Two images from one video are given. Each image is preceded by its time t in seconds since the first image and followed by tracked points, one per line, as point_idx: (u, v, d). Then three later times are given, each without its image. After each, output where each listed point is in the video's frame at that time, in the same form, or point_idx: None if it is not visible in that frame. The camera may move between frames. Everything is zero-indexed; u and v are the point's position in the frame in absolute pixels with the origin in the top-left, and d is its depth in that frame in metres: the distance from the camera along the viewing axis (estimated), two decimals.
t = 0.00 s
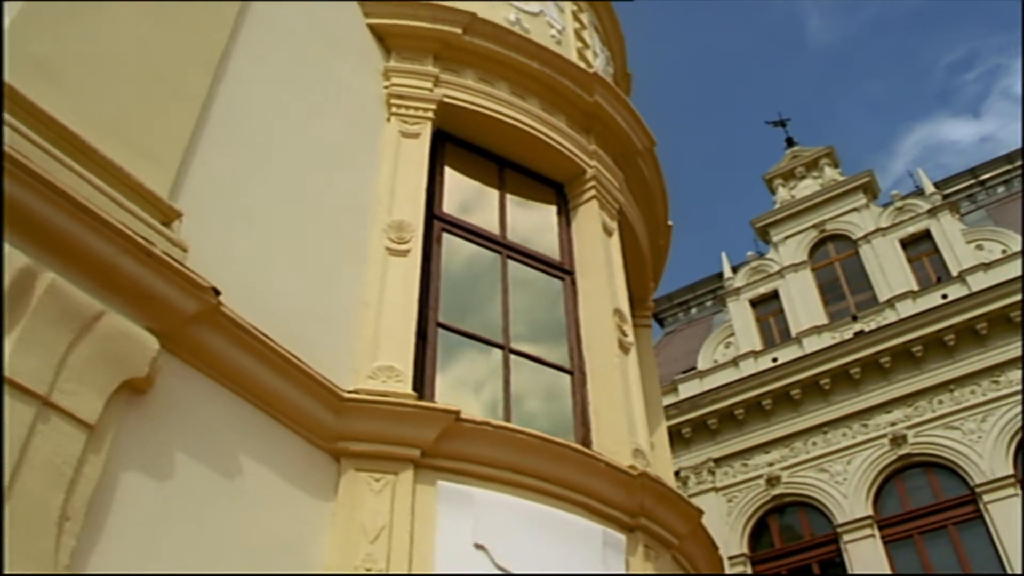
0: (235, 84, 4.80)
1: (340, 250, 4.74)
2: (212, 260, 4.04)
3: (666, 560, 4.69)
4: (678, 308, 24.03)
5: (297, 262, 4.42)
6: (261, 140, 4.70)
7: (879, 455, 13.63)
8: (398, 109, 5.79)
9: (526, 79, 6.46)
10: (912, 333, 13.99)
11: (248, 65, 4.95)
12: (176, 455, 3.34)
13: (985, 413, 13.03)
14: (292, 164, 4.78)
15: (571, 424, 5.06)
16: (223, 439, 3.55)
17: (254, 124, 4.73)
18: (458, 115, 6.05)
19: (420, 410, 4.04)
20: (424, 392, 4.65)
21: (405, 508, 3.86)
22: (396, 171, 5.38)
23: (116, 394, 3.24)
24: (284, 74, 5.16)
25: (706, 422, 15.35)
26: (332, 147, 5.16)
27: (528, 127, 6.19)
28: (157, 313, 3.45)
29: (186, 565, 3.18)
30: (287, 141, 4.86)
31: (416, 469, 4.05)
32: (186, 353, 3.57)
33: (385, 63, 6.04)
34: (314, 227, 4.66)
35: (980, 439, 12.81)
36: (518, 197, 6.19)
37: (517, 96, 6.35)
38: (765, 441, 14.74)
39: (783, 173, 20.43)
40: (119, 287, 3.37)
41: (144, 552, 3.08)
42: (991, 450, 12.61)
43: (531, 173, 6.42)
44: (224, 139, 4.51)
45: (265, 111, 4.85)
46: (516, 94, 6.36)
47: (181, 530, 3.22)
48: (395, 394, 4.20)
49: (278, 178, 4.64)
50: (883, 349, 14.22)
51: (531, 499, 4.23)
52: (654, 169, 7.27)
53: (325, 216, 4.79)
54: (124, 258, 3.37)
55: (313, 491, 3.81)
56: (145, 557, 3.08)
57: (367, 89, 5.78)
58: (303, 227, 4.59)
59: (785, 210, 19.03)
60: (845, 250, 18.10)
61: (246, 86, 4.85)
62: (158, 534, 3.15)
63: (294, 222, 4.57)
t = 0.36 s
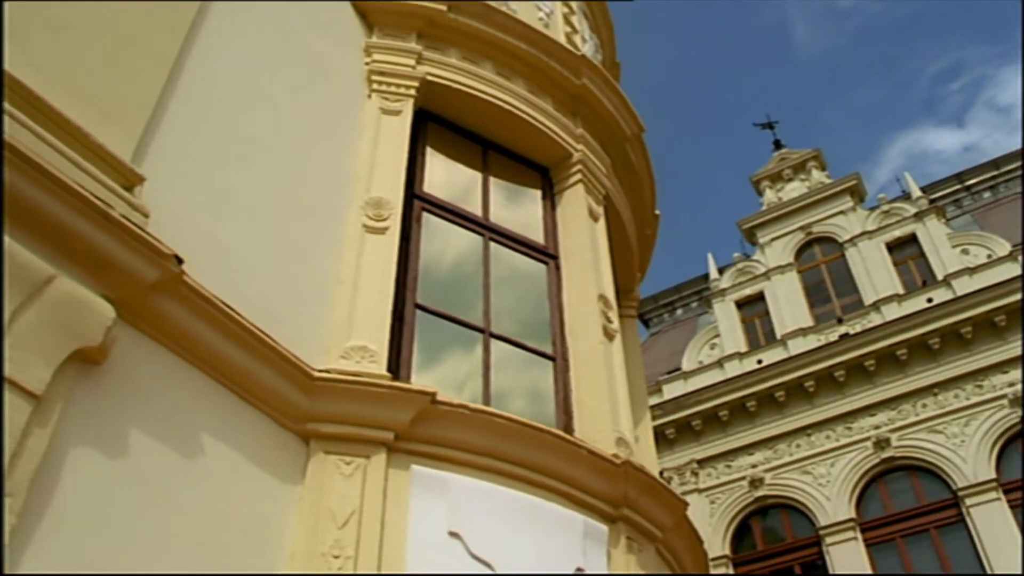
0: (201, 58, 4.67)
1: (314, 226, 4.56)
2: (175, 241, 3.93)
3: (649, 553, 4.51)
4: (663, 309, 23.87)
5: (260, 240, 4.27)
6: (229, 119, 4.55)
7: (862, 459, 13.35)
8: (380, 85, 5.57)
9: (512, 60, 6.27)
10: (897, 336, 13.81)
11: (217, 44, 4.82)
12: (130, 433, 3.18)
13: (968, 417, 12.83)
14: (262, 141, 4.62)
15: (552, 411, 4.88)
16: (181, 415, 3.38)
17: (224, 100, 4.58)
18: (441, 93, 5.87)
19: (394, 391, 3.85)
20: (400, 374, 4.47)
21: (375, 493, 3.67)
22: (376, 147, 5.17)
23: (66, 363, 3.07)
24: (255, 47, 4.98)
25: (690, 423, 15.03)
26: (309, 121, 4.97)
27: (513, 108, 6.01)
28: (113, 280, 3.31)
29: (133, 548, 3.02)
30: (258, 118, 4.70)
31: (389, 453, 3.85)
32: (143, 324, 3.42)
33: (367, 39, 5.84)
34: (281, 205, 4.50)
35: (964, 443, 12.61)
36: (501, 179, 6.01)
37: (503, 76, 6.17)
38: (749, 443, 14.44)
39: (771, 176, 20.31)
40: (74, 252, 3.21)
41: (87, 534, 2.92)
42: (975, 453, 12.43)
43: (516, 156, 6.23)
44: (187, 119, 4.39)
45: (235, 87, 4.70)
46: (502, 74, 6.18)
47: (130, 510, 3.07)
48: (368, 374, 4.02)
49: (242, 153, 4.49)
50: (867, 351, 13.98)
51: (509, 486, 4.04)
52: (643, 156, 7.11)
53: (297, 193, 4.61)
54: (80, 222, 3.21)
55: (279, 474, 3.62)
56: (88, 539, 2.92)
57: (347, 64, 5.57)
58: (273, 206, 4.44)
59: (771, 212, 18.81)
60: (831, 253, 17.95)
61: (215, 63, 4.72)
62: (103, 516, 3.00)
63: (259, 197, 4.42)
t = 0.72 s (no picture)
0: (169, 25, 4.50)
1: (286, 199, 4.37)
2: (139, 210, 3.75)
3: (633, 544, 4.31)
4: (648, 308, 23.74)
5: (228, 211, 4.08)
6: (198, 87, 4.37)
7: (846, 460, 13.22)
8: (359, 57, 5.37)
9: (497, 37, 6.09)
10: (881, 339, 13.67)
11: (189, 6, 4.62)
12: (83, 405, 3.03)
13: (952, 420, 12.71)
14: (234, 112, 4.44)
15: (533, 395, 4.70)
16: (133, 387, 3.22)
17: (192, 68, 4.41)
18: (422, 69, 5.68)
19: (365, 367, 3.67)
20: (374, 353, 4.28)
21: (344, 474, 3.48)
22: (355, 120, 4.97)
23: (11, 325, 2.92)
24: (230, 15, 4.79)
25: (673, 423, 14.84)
26: (284, 92, 4.77)
27: (497, 86, 5.82)
28: (68, 242, 3.17)
29: (77, 529, 2.85)
30: (230, 87, 4.52)
31: (360, 433, 3.66)
32: (97, 288, 3.27)
33: (347, 11, 5.63)
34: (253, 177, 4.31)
35: (947, 446, 12.49)
36: (484, 159, 5.82)
37: (488, 54, 5.98)
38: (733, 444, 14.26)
39: (758, 176, 20.19)
40: (24, 208, 3.05)
41: (27, 509, 2.75)
42: (957, 457, 12.31)
43: (500, 136, 6.05)
44: (153, 85, 4.21)
45: (205, 54, 4.52)
46: (486, 52, 5.99)
47: (77, 488, 2.90)
48: (339, 350, 3.82)
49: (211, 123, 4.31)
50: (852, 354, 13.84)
51: (486, 471, 3.85)
52: (631, 139, 6.94)
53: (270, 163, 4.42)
54: (33, 177, 3.05)
55: (242, 453, 3.42)
56: (28, 515, 2.75)
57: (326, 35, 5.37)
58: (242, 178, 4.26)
59: (758, 212, 18.65)
60: (818, 255, 17.81)
61: (185, 27, 4.54)
62: (45, 493, 2.83)
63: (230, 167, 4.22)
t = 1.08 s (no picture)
0: None
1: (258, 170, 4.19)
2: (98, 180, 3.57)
3: (615, 535, 4.13)
4: (632, 307, 23.58)
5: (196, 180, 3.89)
6: (164, 56, 4.19)
7: (829, 463, 13.08)
8: (339, 29, 5.17)
9: (481, 14, 5.91)
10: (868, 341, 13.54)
11: None
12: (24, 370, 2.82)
13: (935, 424, 12.60)
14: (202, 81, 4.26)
15: (513, 381, 4.51)
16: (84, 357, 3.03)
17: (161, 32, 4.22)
18: (404, 43, 5.49)
19: (334, 341, 3.49)
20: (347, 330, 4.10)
21: (311, 453, 3.29)
22: (333, 92, 4.77)
23: None
24: None
25: (656, 424, 14.64)
26: (260, 60, 4.58)
27: (481, 62, 5.64)
28: (16, 198, 3.01)
29: (15, 510, 2.66)
30: (200, 54, 4.33)
31: (329, 411, 3.48)
32: (48, 249, 3.09)
33: None
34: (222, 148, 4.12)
35: (930, 449, 12.38)
36: (467, 139, 5.64)
37: (472, 30, 5.80)
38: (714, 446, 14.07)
39: (746, 177, 20.06)
40: None
41: None
42: (940, 460, 12.20)
43: (484, 115, 5.87)
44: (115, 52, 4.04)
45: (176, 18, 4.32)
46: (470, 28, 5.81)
47: (17, 464, 2.72)
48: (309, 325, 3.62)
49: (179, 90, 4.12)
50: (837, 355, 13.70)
51: (461, 454, 3.67)
52: (618, 123, 6.76)
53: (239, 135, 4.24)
54: None
55: (202, 429, 3.23)
56: None
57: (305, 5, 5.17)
58: (209, 149, 4.08)
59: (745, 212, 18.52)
60: (803, 257, 17.69)
61: None
62: None
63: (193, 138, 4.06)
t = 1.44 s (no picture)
0: None
1: (228, 140, 4.00)
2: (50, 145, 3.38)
3: (597, 525, 3.94)
4: (616, 306, 23.43)
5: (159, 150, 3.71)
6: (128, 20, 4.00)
7: (813, 464, 12.92)
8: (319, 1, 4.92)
9: None
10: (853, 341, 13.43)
11: None
12: None
13: (918, 427, 12.49)
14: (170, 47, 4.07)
15: (492, 364, 4.33)
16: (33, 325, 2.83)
17: None
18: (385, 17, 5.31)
19: (302, 313, 3.31)
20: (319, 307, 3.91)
21: (275, 431, 3.10)
22: (309, 61, 4.57)
23: None
24: None
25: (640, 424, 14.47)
26: (232, 26, 4.38)
27: (465, 38, 5.45)
28: None
29: None
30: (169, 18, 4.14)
31: (296, 388, 3.29)
32: None
33: None
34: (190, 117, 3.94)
35: (912, 453, 12.27)
36: (449, 117, 5.46)
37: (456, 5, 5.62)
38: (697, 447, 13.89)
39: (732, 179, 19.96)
40: None
41: None
42: (921, 465, 12.09)
43: (467, 94, 5.69)
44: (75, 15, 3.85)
45: None
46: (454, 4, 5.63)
47: None
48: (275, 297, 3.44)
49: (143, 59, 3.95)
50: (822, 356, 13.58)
51: (435, 436, 3.48)
52: (605, 106, 6.60)
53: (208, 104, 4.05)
54: None
55: (159, 404, 3.04)
56: None
57: None
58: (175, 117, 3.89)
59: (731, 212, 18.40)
60: (790, 258, 17.59)
61: None
62: None
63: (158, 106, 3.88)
